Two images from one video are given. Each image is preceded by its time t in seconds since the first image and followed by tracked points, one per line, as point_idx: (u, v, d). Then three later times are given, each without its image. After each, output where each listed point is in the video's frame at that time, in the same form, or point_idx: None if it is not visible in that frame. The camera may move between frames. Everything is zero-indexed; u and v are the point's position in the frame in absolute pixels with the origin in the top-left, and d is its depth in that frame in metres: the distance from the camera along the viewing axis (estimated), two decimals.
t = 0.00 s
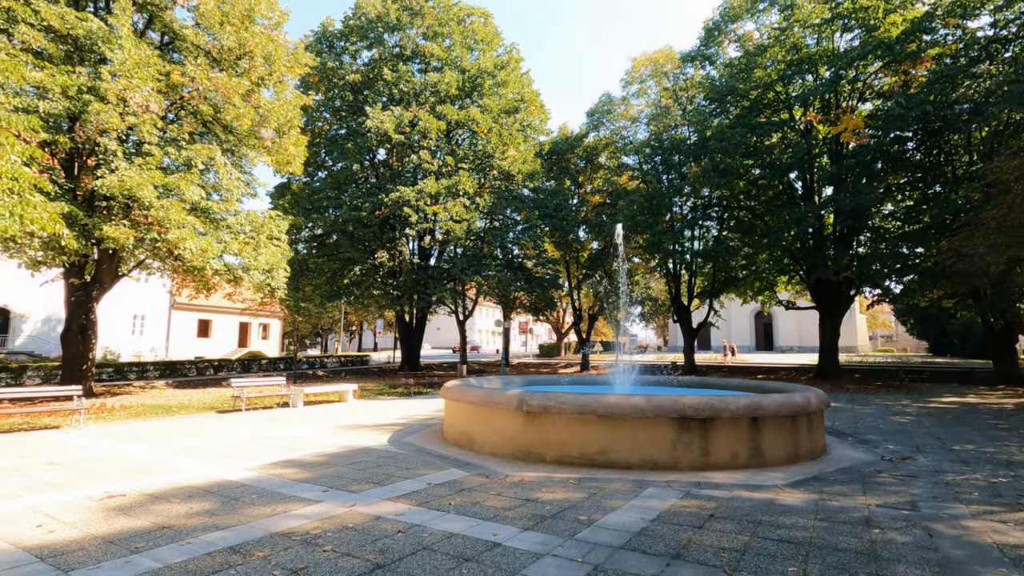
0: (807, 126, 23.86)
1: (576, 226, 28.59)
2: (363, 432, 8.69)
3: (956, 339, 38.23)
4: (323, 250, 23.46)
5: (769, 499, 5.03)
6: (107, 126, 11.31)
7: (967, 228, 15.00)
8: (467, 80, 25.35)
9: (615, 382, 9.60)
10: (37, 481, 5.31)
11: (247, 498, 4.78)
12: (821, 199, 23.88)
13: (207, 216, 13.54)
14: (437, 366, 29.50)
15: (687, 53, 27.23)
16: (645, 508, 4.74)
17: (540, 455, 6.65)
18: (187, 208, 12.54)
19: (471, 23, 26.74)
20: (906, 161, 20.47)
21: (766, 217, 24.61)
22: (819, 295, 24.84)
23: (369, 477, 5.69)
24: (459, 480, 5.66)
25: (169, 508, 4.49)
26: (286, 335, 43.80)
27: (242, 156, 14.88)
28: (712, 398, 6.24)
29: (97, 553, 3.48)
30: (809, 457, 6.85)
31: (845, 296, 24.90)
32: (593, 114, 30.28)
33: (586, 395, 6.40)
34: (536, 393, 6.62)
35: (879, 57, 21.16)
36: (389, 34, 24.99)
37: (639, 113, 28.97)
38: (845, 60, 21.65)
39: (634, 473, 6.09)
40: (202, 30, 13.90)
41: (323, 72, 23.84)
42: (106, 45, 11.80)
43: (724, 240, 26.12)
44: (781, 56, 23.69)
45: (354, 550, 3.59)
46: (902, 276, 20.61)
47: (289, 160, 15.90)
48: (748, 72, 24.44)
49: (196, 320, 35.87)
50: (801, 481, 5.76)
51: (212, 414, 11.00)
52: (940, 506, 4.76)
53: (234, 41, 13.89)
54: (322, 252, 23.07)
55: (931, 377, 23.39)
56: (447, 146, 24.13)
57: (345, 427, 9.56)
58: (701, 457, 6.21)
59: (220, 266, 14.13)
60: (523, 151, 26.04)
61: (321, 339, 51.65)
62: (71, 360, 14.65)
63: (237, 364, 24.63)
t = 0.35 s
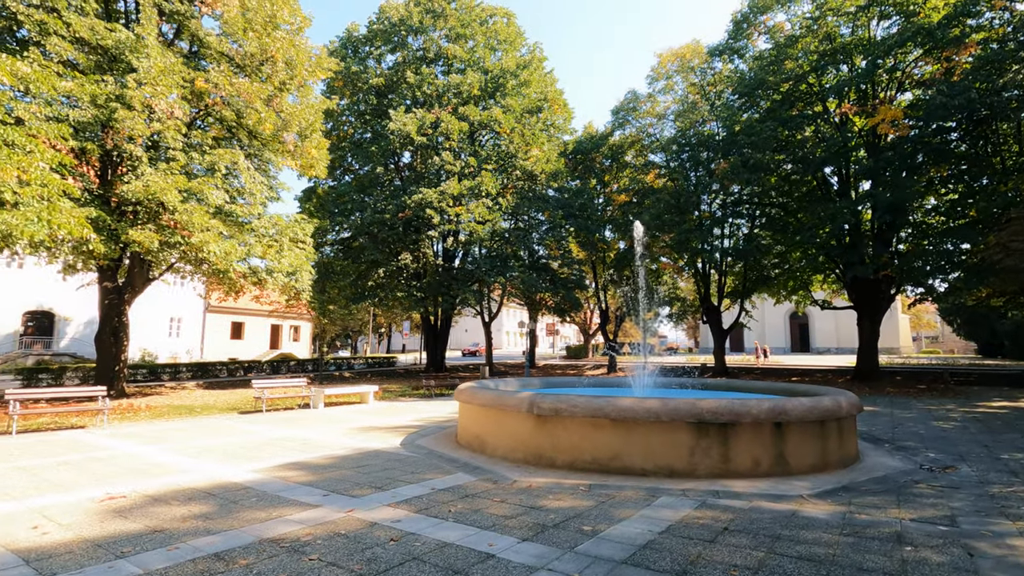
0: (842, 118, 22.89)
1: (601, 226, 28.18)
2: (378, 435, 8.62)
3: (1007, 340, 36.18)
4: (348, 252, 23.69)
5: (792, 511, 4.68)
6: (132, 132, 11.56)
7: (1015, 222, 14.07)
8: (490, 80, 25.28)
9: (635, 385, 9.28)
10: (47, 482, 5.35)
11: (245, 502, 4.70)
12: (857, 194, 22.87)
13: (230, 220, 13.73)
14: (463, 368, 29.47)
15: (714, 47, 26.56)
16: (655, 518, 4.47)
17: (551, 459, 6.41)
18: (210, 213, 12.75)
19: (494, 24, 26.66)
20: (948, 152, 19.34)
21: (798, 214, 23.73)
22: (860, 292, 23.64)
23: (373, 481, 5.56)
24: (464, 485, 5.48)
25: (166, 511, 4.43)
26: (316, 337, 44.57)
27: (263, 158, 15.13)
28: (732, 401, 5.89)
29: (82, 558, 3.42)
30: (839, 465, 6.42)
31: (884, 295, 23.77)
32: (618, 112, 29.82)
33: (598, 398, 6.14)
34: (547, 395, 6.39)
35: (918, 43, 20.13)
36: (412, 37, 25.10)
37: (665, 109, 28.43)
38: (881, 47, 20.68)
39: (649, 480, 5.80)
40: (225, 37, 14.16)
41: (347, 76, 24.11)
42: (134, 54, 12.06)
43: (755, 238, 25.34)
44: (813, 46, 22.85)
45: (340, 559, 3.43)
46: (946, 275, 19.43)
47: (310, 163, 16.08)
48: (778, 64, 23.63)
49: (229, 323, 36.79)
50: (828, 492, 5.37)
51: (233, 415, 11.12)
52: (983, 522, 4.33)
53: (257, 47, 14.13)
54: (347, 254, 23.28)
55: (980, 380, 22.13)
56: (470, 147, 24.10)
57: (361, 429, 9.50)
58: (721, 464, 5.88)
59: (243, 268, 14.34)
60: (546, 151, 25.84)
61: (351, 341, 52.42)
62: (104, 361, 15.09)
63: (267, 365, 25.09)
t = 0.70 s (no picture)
0: (868, 113, 22.08)
1: (619, 228, 27.78)
2: (380, 441, 8.47)
3: None
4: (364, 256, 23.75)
5: (799, 527, 4.35)
6: (144, 139, 11.68)
7: None
8: (504, 82, 25.14)
9: (645, 391, 8.96)
10: (37, 487, 5.32)
11: (226, 511, 4.57)
12: (884, 191, 22.01)
13: (242, 224, 13.82)
14: (480, 372, 29.32)
15: (733, 43, 25.98)
16: (649, 534, 4.19)
17: (550, 468, 6.16)
18: (221, 218, 12.83)
19: (509, 25, 26.53)
20: (982, 145, 18.30)
21: (822, 213, 22.98)
22: (889, 293, 22.77)
23: (362, 489, 5.39)
24: (455, 495, 5.27)
25: (143, 519, 4.32)
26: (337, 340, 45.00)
27: (275, 161, 15.28)
28: (739, 408, 5.56)
29: (42, 569, 3.31)
30: (857, 477, 6.03)
31: (915, 296, 22.81)
32: (636, 112, 29.41)
33: (598, 404, 5.88)
34: (546, 401, 6.15)
35: (947, 33, 19.30)
36: (426, 41, 25.12)
37: (684, 108, 27.92)
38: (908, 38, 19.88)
39: (650, 491, 5.52)
40: (238, 43, 14.29)
41: (362, 82, 24.24)
42: (148, 62, 12.19)
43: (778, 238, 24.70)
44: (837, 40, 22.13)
45: None
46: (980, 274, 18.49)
47: (321, 166, 16.18)
48: (800, 59, 22.96)
49: (252, 327, 37.35)
50: (843, 506, 5.00)
51: (242, 419, 11.13)
52: (1014, 544, 3.94)
53: (268, 53, 14.22)
54: (362, 258, 23.34)
55: (1018, 385, 21.06)
56: (484, 150, 23.98)
57: (365, 434, 9.37)
58: (727, 474, 5.56)
59: (256, 272, 14.43)
60: (561, 152, 25.64)
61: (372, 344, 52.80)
62: (122, 365, 15.34)
63: (285, 369, 25.33)
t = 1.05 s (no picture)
0: (891, 105, 21.28)
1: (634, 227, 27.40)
2: (381, 444, 8.34)
3: None
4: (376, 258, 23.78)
5: (805, 540, 4.07)
6: (151, 141, 11.72)
7: None
8: (516, 82, 24.97)
9: (653, 394, 8.67)
10: (27, 489, 5.29)
11: (207, 516, 4.46)
12: (908, 187, 21.18)
13: (251, 226, 13.85)
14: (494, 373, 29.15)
15: (750, 38, 25.42)
16: (642, 546, 3.95)
17: (547, 474, 5.94)
18: (229, 219, 12.87)
19: (521, 25, 26.36)
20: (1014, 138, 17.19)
21: (843, 210, 22.29)
22: (914, 290, 21.96)
23: (350, 494, 5.24)
24: (445, 501, 5.09)
25: (122, 524, 4.22)
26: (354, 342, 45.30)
27: (284, 163, 15.33)
28: (744, 411, 5.28)
29: None
30: (874, 485, 5.69)
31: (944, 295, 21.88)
32: (651, 110, 29.00)
33: (597, 407, 5.64)
34: (543, 404, 5.94)
35: (974, 22, 18.52)
36: (438, 42, 25.08)
37: (700, 106, 27.42)
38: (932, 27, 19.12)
39: (650, 499, 5.27)
40: (248, 47, 14.35)
41: (375, 84, 24.30)
42: (157, 66, 12.28)
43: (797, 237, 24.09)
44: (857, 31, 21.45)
45: None
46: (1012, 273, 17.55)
47: (331, 168, 16.25)
48: (819, 52, 22.35)
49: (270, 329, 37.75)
50: (855, 517, 4.69)
51: (249, 420, 11.13)
52: None
53: (276, 56, 14.27)
54: (374, 259, 23.35)
55: None
56: (495, 150, 23.84)
57: (368, 436, 9.27)
58: (732, 482, 5.28)
59: (266, 274, 14.47)
60: (574, 151, 25.40)
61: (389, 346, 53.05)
62: (136, 366, 15.52)
63: (300, 370, 25.50)
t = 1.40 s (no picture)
0: (910, 96, 20.59)
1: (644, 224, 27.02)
2: (375, 443, 8.23)
3: None
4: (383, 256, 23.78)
5: (796, 549, 3.83)
6: (152, 140, 11.75)
7: None
8: (523, 78, 24.75)
9: (654, 394, 8.43)
10: (9, 488, 5.26)
11: (177, 517, 4.36)
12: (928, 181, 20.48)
13: (254, 224, 13.83)
14: (503, 372, 29.01)
15: (763, 29, 24.85)
16: (620, 553, 3.75)
17: (535, 475, 5.76)
18: (230, 217, 12.88)
19: (529, 21, 26.11)
20: None
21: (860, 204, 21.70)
22: (935, 287, 21.46)
23: (329, 496, 5.11)
24: (425, 503, 4.93)
25: (90, 525, 4.14)
26: (367, 340, 45.51)
27: (288, 161, 15.30)
28: (739, 412, 5.04)
29: None
30: (878, 489, 5.42)
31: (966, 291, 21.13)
32: (662, 105, 28.54)
33: (586, 407, 5.44)
34: (532, 404, 5.75)
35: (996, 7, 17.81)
36: (445, 39, 24.93)
37: (712, 100, 26.91)
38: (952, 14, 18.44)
39: (639, 503, 5.06)
40: (251, 45, 14.31)
41: (382, 82, 24.25)
42: (159, 64, 12.29)
43: (812, 232, 23.50)
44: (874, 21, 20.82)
45: None
46: None
47: (335, 165, 16.22)
48: (833, 43, 21.76)
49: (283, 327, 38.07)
50: (853, 524, 4.43)
51: (249, 419, 11.11)
52: None
53: (279, 53, 14.19)
54: (382, 257, 23.34)
55: None
56: (502, 147, 23.66)
57: (364, 435, 9.16)
58: (725, 485, 5.05)
59: (269, 272, 14.46)
60: (583, 147, 25.10)
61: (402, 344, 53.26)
62: (144, 364, 15.65)
63: (310, 368, 25.63)
